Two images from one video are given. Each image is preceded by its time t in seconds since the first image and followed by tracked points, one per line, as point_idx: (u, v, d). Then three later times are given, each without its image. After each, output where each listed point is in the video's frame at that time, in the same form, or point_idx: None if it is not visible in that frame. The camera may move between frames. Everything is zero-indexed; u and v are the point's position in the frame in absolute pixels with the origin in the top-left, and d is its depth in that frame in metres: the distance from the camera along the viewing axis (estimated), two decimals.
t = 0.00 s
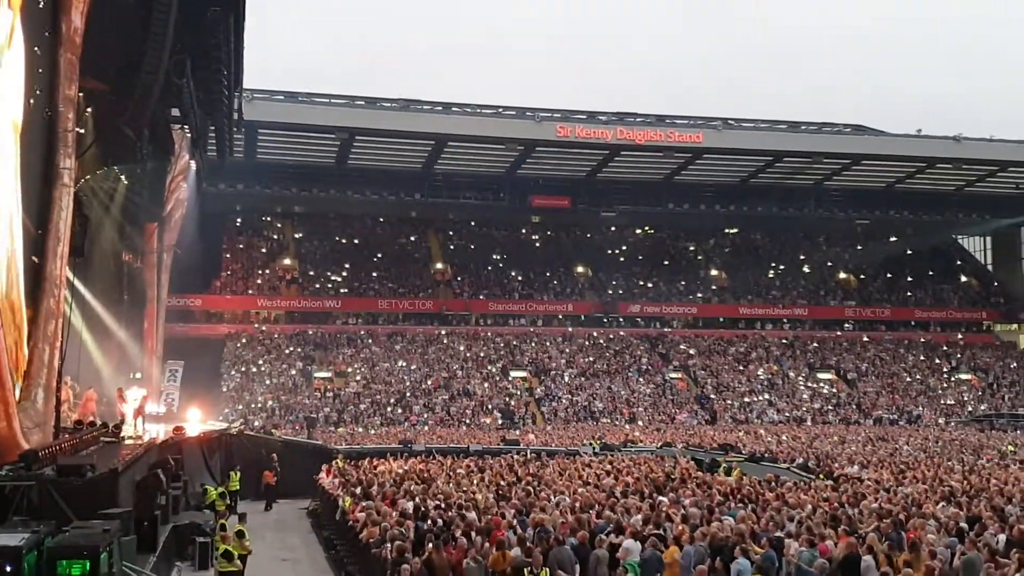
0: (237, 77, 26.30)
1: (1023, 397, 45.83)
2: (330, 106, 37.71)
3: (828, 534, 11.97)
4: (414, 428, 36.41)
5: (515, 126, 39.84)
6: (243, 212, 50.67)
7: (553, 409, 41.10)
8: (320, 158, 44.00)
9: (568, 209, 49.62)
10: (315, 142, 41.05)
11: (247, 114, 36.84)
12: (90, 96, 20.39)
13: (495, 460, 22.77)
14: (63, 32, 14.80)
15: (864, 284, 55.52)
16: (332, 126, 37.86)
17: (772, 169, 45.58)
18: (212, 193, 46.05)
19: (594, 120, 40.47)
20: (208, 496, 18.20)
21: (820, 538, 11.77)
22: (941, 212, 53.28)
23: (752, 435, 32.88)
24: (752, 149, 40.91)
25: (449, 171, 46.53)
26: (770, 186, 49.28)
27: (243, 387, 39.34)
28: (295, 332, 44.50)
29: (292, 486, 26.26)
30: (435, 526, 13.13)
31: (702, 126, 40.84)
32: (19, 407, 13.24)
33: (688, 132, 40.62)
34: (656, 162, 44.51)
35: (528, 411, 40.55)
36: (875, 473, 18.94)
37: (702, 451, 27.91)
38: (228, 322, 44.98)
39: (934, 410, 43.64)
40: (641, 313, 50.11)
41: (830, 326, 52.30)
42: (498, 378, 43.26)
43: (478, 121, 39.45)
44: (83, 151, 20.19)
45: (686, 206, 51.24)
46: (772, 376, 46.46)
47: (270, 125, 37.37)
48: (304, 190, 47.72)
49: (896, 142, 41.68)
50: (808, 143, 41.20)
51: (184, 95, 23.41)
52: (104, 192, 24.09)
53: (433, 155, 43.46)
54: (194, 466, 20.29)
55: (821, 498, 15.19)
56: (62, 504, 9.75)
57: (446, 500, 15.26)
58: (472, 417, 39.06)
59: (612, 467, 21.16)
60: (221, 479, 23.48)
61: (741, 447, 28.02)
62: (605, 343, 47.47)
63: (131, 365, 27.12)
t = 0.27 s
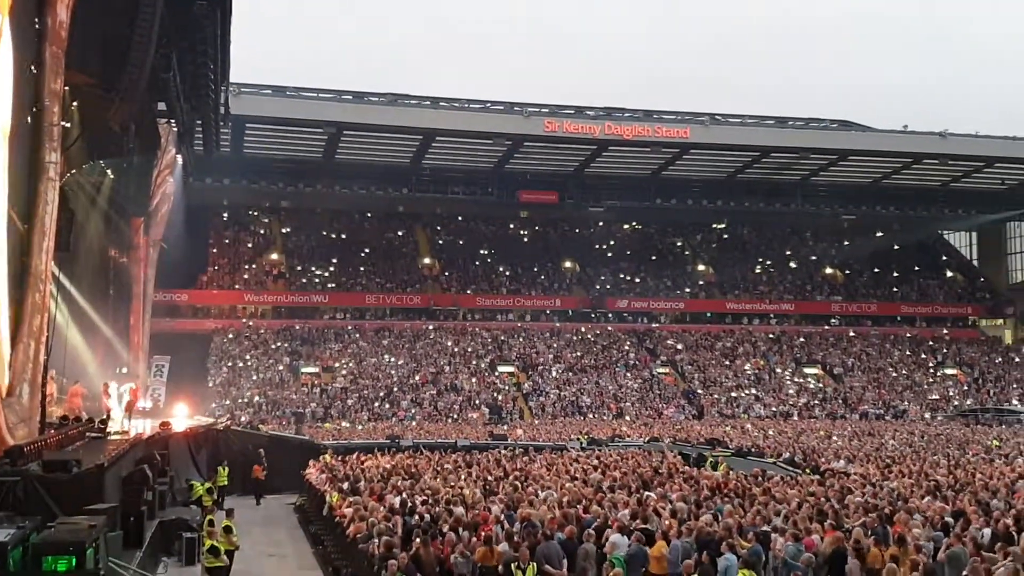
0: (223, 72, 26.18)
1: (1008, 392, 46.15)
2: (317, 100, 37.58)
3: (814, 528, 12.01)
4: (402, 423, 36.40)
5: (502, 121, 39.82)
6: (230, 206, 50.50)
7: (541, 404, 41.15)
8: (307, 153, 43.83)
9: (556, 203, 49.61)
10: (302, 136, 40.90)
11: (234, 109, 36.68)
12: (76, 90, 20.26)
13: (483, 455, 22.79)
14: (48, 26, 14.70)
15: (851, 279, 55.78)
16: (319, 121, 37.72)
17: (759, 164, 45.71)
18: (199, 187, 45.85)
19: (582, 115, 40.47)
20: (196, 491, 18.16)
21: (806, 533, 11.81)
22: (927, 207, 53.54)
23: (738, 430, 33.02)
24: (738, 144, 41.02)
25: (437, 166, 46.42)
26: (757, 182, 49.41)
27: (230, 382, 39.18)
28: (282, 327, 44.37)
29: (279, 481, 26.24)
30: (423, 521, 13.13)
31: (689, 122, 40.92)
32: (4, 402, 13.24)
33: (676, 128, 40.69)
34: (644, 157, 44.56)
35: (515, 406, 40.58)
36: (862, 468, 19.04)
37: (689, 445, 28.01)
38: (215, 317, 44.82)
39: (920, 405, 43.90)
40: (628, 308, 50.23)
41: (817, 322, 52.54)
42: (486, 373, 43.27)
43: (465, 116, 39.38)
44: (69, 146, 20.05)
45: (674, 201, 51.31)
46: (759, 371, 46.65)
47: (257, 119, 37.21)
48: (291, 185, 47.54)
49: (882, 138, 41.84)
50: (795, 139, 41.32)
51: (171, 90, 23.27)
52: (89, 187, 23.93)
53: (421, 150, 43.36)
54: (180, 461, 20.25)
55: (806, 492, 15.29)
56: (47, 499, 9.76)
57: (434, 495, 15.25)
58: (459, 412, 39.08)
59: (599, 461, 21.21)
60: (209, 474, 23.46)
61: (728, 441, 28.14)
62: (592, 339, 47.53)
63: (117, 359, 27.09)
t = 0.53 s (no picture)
0: (207, 67, 26.00)
1: (988, 388, 46.53)
2: (300, 96, 37.39)
3: (797, 524, 12.07)
4: (385, 420, 36.30)
5: (486, 117, 39.75)
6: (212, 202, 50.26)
7: (525, 401, 41.16)
8: (290, 149, 43.59)
9: (540, 200, 49.57)
10: (285, 132, 40.69)
11: (217, 104, 36.44)
12: (56, 85, 20.04)
13: (468, 452, 22.77)
14: (30, 20, 14.45)
15: (833, 275, 56.10)
16: (302, 116, 37.53)
17: (742, 161, 45.86)
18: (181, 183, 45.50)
19: (566, 112, 40.47)
20: (177, 488, 18.06)
21: (789, 528, 11.86)
22: (909, 204, 53.87)
23: (721, 426, 33.17)
24: (722, 142, 41.14)
25: (421, 162, 46.26)
26: (741, 179, 49.55)
27: (212, 379, 38.94)
28: (265, 324, 44.15)
29: (262, 478, 26.08)
30: (406, 518, 13.09)
31: (673, 119, 41.01)
32: None
33: (659, 125, 40.79)
34: (628, 154, 44.59)
35: (499, 403, 40.56)
36: (844, 464, 19.13)
37: (673, 442, 28.09)
38: (197, 314, 44.53)
39: (902, 402, 44.20)
40: (612, 304, 50.32)
41: (799, 318, 52.82)
42: (470, 370, 43.22)
43: (448, 112, 39.27)
44: (49, 141, 19.81)
45: (657, 198, 51.40)
46: (742, 367, 46.84)
47: (240, 115, 36.99)
48: (274, 181, 47.34)
49: (865, 136, 42.06)
50: (778, 136, 41.48)
51: (153, 84, 23.09)
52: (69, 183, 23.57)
53: (404, 146, 43.22)
54: (162, 459, 20.12)
55: (789, 488, 15.36)
56: (28, 500, 9.72)
57: (418, 492, 15.20)
58: (443, 410, 39.04)
59: (583, 458, 21.22)
60: (191, 472, 23.32)
61: (711, 438, 28.26)
62: (577, 336, 47.55)
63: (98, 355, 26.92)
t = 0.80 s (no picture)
0: (190, 65, 25.82)
1: (971, 385, 46.87)
2: (285, 93, 37.24)
3: (782, 521, 12.12)
4: (370, 419, 36.20)
5: (471, 116, 39.69)
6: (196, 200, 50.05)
7: (511, 399, 41.15)
8: (274, 146, 43.39)
9: (525, 198, 49.55)
10: (269, 130, 40.50)
11: (201, 102, 36.22)
12: (38, 83, 19.81)
13: (453, 451, 22.73)
14: (13, 17, 14.23)
15: (817, 273, 56.40)
16: (286, 114, 37.37)
17: (727, 160, 46.02)
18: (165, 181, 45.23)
19: (551, 110, 40.48)
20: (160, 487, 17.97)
21: (773, 526, 11.93)
22: (893, 203, 54.19)
23: (705, 424, 33.30)
24: (706, 140, 41.27)
25: (407, 160, 46.15)
26: (725, 177, 49.71)
27: (196, 378, 38.72)
28: (249, 323, 43.96)
29: (247, 477, 25.95)
30: (391, 517, 13.06)
31: (658, 117, 41.09)
32: None
33: (644, 123, 40.87)
34: (613, 152, 44.65)
35: (484, 402, 40.54)
36: (828, 461, 19.24)
37: (658, 440, 28.17)
38: (181, 313, 44.30)
39: (885, 399, 44.47)
40: (598, 303, 50.40)
41: (784, 316, 53.04)
42: (455, 368, 43.18)
43: (433, 110, 39.17)
44: (30, 139, 19.58)
45: (642, 197, 51.52)
46: (727, 365, 47.02)
47: (223, 113, 36.78)
48: (259, 179, 47.16)
49: (848, 135, 42.27)
50: (763, 135, 41.64)
51: (136, 81, 22.90)
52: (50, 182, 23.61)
53: (390, 144, 43.11)
54: (146, 458, 19.99)
55: (773, 486, 15.41)
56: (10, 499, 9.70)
57: (403, 491, 15.16)
58: (428, 408, 38.99)
59: (568, 456, 21.25)
60: (175, 472, 23.14)
61: (696, 436, 28.36)
62: (562, 334, 47.58)
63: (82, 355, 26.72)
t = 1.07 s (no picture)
0: (176, 62, 25.64)
1: (956, 382, 47.11)
2: (271, 91, 37.09)
3: (768, 518, 12.16)
4: (357, 417, 36.12)
5: (458, 114, 39.62)
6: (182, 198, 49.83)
7: (498, 397, 41.16)
8: (261, 144, 43.20)
9: (512, 196, 49.53)
10: (256, 128, 40.34)
11: (186, 100, 36.02)
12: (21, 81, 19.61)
13: (440, 449, 22.71)
14: None
15: (803, 271, 56.68)
16: (272, 112, 37.22)
17: (714, 158, 46.16)
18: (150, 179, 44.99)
19: (538, 109, 40.49)
20: (147, 485, 17.89)
21: (760, 523, 11.98)
22: (878, 201, 54.46)
23: (692, 421, 33.38)
24: (693, 139, 41.36)
25: (394, 158, 46.06)
26: (712, 175, 49.85)
27: (182, 376, 38.55)
28: (235, 321, 43.79)
29: (234, 476, 25.80)
30: (378, 515, 13.02)
31: (645, 116, 41.14)
32: None
33: (631, 122, 40.92)
34: (601, 150, 44.70)
35: (472, 400, 40.52)
36: (814, 458, 19.33)
37: (645, 437, 28.23)
38: (167, 311, 44.10)
39: (871, 397, 44.66)
40: (585, 301, 50.45)
41: (770, 314, 53.23)
42: (443, 366, 43.14)
43: (420, 109, 39.10)
44: (13, 137, 19.36)
45: (629, 195, 51.62)
46: (714, 363, 47.15)
47: (209, 111, 36.60)
48: (245, 177, 46.98)
49: (834, 133, 42.45)
50: (749, 134, 41.77)
51: (121, 78, 22.72)
52: (35, 182, 23.62)
53: (376, 142, 43.01)
54: (132, 458, 19.87)
55: (760, 483, 15.44)
56: None
57: (390, 489, 15.12)
58: (415, 407, 38.93)
59: (555, 454, 21.27)
60: (161, 471, 23.08)
61: (683, 433, 28.46)
62: (549, 332, 47.61)
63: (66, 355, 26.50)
